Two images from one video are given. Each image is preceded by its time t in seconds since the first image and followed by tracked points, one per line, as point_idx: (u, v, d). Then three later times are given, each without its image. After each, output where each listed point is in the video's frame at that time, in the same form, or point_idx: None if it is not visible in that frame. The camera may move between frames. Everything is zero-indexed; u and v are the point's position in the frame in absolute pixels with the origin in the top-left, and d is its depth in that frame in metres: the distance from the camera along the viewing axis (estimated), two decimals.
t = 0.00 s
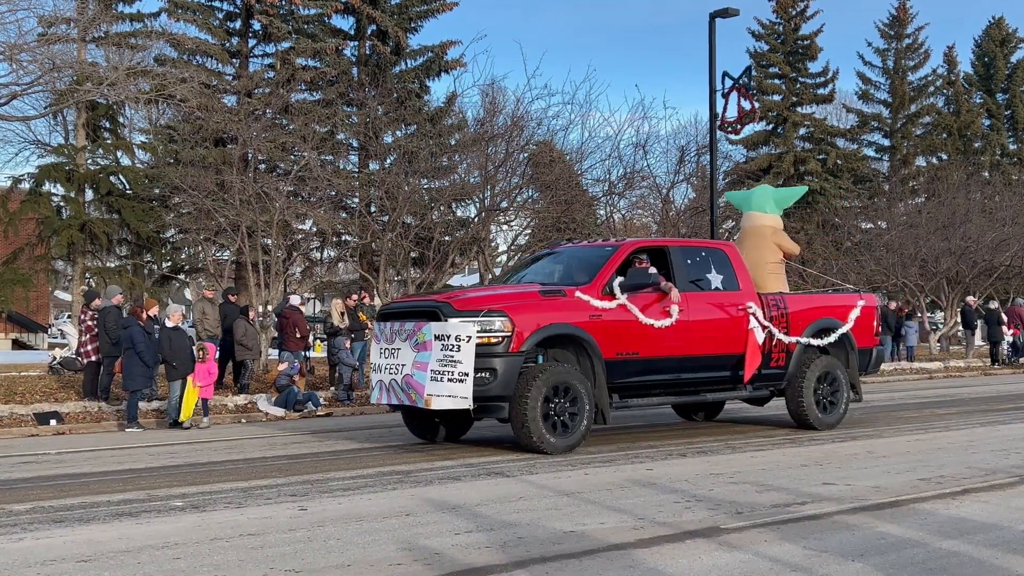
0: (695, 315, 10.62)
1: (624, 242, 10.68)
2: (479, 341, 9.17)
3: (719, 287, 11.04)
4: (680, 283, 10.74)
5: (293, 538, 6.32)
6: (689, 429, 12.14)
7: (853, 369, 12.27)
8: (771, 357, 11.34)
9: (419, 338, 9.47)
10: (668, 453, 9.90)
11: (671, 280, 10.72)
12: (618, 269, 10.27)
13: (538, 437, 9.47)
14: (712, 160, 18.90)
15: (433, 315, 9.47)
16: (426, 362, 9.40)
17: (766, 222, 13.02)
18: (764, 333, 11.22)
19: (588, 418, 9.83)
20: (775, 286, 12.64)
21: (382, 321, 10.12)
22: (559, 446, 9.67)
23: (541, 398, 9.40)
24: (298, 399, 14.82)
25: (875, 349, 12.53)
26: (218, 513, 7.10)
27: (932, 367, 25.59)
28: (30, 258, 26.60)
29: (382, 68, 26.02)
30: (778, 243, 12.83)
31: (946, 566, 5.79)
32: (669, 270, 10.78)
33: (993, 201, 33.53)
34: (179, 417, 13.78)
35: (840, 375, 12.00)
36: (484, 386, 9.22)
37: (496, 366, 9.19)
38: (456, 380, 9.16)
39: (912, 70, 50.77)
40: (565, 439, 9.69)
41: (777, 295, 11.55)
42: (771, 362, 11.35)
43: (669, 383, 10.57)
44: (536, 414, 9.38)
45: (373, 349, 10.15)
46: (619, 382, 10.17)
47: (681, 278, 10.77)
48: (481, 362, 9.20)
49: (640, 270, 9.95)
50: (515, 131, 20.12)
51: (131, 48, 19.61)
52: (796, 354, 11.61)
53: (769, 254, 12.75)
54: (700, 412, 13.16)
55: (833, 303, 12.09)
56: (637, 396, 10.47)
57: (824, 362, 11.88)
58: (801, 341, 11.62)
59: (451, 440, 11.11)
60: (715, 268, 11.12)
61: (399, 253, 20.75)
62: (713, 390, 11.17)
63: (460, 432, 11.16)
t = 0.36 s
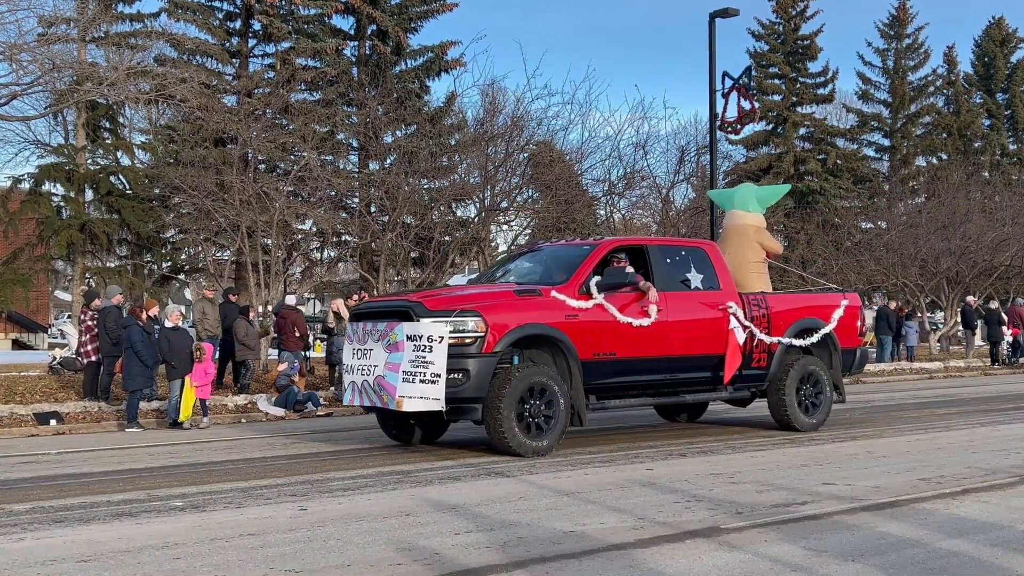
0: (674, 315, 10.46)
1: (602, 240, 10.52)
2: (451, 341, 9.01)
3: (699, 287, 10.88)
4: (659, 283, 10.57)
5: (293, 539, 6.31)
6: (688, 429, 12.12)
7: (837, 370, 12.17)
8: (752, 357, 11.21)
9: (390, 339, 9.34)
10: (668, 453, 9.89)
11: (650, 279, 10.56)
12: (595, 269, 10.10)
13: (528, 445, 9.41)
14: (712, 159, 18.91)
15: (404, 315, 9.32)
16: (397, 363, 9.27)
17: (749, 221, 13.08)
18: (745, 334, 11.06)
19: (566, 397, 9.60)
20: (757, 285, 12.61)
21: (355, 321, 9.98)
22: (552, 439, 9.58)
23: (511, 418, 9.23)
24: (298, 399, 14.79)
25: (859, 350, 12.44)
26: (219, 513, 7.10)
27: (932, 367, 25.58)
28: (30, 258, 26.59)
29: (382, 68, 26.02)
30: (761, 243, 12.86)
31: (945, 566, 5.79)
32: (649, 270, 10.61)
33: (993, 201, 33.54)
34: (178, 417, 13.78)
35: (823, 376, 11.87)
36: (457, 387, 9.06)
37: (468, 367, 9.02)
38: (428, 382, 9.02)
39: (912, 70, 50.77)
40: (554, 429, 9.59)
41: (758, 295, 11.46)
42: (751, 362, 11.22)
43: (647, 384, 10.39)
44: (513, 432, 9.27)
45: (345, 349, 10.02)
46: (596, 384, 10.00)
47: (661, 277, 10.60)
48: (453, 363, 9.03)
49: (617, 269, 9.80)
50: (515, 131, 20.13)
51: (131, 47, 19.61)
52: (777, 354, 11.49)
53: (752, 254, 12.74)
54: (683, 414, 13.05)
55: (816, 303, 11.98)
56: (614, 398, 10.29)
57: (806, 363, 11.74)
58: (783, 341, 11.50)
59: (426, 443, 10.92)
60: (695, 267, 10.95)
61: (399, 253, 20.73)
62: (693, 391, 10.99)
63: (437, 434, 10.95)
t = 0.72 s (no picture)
0: (653, 315, 10.37)
1: (580, 240, 10.44)
2: (423, 342, 8.92)
3: (678, 286, 10.80)
4: (637, 282, 10.48)
5: (293, 538, 6.32)
6: (688, 430, 12.13)
7: (819, 370, 12.10)
8: (733, 358, 11.10)
9: (362, 340, 9.26)
10: (668, 453, 9.90)
11: (628, 278, 10.47)
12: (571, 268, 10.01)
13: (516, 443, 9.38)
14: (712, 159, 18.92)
15: (376, 316, 9.24)
16: (368, 364, 9.18)
17: (732, 219, 12.94)
18: (725, 334, 10.97)
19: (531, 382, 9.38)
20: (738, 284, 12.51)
21: (327, 321, 9.90)
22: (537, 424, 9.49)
23: (486, 434, 9.14)
24: (298, 399, 14.82)
25: (843, 350, 12.33)
26: (218, 513, 7.10)
27: (932, 366, 25.58)
28: (30, 258, 26.58)
29: (382, 68, 26.02)
30: (744, 242, 12.75)
31: (945, 566, 5.79)
32: (627, 269, 10.52)
33: (993, 201, 33.57)
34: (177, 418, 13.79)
35: (806, 376, 11.77)
36: (428, 389, 8.96)
37: (440, 367, 8.93)
38: (399, 383, 8.94)
39: (912, 70, 50.76)
40: (535, 417, 9.46)
41: (739, 295, 11.34)
42: (731, 363, 11.11)
43: (625, 385, 10.30)
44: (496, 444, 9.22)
45: (317, 350, 9.94)
46: (571, 385, 9.89)
47: (639, 276, 10.51)
48: (425, 364, 8.94)
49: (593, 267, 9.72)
50: (515, 130, 20.14)
51: (131, 47, 19.61)
52: (759, 354, 11.38)
53: (734, 254, 12.63)
54: (665, 415, 13.01)
55: (797, 303, 11.87)
56: (591, 399, 10.18)
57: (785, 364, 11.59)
58: (764, 342, 11.41)
59: (401, 445, 10.78)
60: (674, 266, 10.87)
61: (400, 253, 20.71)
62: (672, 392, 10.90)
63: (412, 436, 10.83)
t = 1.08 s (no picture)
0: (630, 315, 10.16)
1: (555, 238, 10.26)
2: (390, 343, 8.69)
3: (655, 286, 10.58)
4: (612, 281, 10.28)
5: (292, 539, 6.30)
6: (688, 430, 12.12)
7: (800, 371, 11.89)
8: (710, 359, 10.96)
9: (329, 341, 8.96)
10: (668, 453, 9.88)
11: (604, 278, 10.27)
12: (544, 267, 9.82)
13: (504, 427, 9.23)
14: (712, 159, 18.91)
15: (343, 316, 8.96)
16: (335, 365, 8.88)
17: (712, 218, 12.50)
18: (703, 334, 10.77)
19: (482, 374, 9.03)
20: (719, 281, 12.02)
21: (296, 322, 9.61)
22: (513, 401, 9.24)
23: (472, 450, 9.06)
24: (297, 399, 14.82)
25: (825, 351, 12.09)
26: (217, 514, 7.09)
27: (932, 366, 25.58)
28: (30, 258, 26.57)
29: (382, 68, 26.03)
30: (725, 241, 12.27)
31: (946, 566, 5.78)
32: (602, 268, 10.32)
33: (993, 201, 33.58)
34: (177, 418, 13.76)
35: (788, 378, 11.54)
36: (394, 391, 8.75)
37: (408, 369, 8.71)
38: (366, 385, 8.65)
39: (912, 70, 50.74)
40: (507, 401, 9.17)
41: (718, 294, 11.09)
42: (709, 364, 10.98)
43: (599, 387, 10.09)
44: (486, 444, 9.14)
45: (285, 352, 9.65)
46: (544, 387, 9.70)
47: (616, 276, 10.31)
48: (392, 365, 8.72)
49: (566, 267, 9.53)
50: (515, 130, 20.13)
51: (131, 48, 19.62)
52: (738, 355, 11.19)
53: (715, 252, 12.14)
54: (646, 415, 12.89)
55: (779, 303, 11.61)
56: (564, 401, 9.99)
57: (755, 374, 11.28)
58: (743, 343, 11.18)
59: (372, 448, 10.55)
60: (651, 266, 10.66)
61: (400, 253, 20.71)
62: (648, 394, 10.68)
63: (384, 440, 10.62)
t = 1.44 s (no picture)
0: (605, 314, 9.94)
1: (527, 236, 10.03)
2: (355, 343, 8.43)
3: (630, 286, 10.36)
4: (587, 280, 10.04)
5: (292, 539, 6.31)
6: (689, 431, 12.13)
7: (779, 371, 11.74)
8: (687, 360, 10.75)
9: (293, 341, 8.75)
10: (668, 453, 9.88)
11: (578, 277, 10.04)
12: (516, 265, 9.58)
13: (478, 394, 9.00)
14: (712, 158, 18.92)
15: (307, 316, 8.73)
16: (299, 367, 8.66)
17: (691, 217, 12.18)
18: (679, 335, 10.56)
19: (418, 386, 8.63)
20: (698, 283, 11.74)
21: (259, 321, 9.37)
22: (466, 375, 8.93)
23: (464, 442, 9.00)
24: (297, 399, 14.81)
25: (804, 351, 12.00)
26: (218, 513, 7.09)
27: (932, 366, 25.58)
28: (30, 258, 26.56)
29: (382, 68, 26.04)
30: (703, 240, 11.94)
31: (946, 566, 5.78)
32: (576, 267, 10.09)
33: (993, 201, 33.61)
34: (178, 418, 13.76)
35: (766, 379, 11.37)
36: (360, 393, 8.50)
37: (373, 371, 8.47)
38: (330, 387, 8.42)
39: (912, 70, 50.74)
40: (462, 383, 8.88)
41: (695, 294, 10.93)
42: (686, 365, 10.76)
43: (572, 388, 9.84)
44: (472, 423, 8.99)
45: (251, 353, 9.44)
46: (516, 388, 9.43)
47: (590, 275, 10.08)
48: (357, 366, 8.47)
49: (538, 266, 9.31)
50: (515, 130, 20.13)
51: (131, 48, 19.63)
52: (715, 355, 11.01)
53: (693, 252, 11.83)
54: (623, 417, 12.60)
55: (755, 303, 11.47)
56: (536, 403, 9.71)
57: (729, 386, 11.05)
58: (720, 343, 11.02)
59: (342, 451, 10.36)
60: (627, 265, 10.44)
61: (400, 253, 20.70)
62: (623, 394, 10.43)
63: (351, 443, 10.44)
